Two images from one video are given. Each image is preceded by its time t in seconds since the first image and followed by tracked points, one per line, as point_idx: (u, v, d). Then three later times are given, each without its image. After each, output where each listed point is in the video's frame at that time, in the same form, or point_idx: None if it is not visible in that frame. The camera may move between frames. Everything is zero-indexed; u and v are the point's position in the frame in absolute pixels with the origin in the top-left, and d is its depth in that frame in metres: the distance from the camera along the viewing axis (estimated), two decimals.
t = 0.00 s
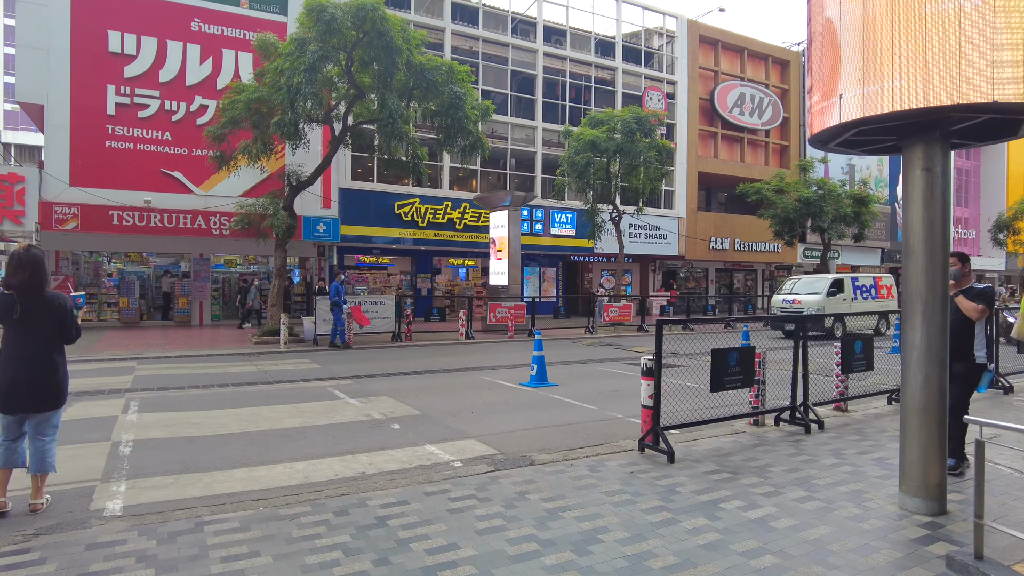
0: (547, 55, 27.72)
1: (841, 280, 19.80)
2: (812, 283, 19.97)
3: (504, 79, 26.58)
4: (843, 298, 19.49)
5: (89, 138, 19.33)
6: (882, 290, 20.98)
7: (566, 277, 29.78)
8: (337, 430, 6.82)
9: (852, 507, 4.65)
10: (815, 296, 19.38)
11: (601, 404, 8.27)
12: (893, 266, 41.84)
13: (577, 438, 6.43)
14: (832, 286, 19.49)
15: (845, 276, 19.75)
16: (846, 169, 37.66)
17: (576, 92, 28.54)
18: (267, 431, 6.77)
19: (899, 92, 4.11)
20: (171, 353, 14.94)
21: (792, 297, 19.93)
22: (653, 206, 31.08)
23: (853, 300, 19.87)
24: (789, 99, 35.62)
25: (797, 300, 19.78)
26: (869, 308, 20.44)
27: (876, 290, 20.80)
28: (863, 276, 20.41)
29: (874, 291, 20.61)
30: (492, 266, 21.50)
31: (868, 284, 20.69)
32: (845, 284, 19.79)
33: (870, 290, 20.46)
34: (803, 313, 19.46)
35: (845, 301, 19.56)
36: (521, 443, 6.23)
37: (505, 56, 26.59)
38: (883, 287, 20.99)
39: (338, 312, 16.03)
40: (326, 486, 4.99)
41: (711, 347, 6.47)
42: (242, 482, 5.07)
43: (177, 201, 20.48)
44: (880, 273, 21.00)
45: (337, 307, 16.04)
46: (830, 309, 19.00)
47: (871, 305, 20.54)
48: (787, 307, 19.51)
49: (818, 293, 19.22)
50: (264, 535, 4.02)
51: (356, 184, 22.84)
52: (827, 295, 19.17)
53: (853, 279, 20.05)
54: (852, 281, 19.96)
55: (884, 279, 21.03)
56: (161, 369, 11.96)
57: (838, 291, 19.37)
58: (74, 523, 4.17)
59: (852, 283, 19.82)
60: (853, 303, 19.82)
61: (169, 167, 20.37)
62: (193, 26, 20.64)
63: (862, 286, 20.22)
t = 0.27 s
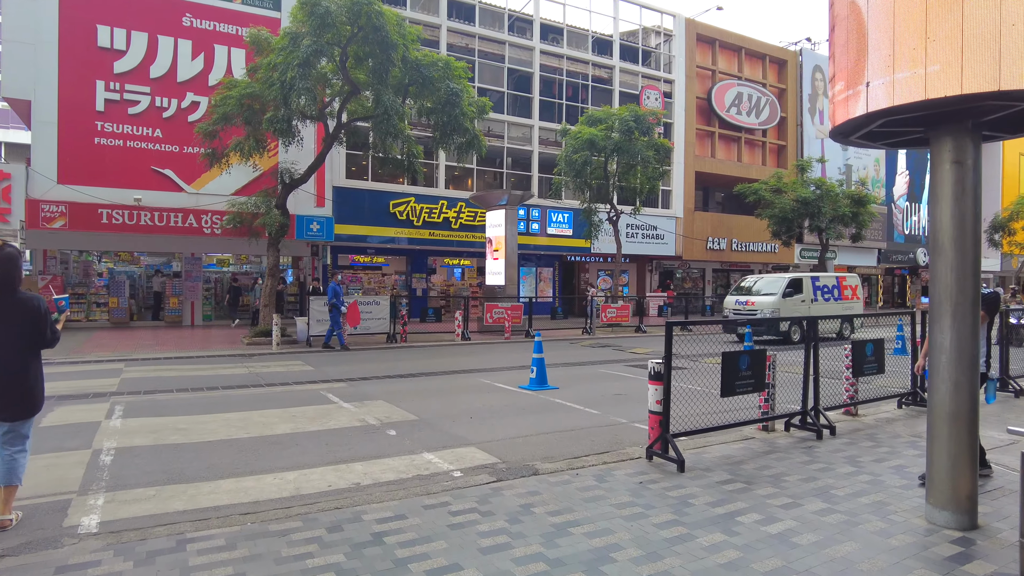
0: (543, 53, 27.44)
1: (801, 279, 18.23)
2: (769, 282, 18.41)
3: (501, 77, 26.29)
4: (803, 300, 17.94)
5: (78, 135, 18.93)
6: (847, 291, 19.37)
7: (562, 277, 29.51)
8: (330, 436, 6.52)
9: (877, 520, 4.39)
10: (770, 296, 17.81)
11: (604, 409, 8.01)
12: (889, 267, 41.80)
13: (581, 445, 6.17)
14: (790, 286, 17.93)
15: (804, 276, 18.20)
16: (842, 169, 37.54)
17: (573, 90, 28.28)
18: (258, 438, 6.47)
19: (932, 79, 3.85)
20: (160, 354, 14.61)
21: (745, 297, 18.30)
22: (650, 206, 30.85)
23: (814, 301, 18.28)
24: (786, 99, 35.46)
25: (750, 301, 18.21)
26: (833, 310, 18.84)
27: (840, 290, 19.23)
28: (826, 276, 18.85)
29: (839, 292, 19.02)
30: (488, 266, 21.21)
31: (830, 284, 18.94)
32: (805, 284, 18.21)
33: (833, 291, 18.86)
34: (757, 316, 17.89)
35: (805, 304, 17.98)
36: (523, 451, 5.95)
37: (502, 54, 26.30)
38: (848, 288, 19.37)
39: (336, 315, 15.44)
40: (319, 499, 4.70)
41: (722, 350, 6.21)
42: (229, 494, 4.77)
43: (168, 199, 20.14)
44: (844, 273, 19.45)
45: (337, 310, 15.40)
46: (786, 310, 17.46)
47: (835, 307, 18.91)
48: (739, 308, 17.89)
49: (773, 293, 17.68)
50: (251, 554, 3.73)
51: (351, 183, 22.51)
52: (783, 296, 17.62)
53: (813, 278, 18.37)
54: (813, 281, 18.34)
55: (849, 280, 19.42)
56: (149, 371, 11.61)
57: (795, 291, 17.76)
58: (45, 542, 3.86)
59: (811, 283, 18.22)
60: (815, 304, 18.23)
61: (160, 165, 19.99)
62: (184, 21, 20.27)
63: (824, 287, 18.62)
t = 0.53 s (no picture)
0: (539, 51, 27.19)
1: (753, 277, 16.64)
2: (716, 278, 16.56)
3: (496, 75, 26.02)
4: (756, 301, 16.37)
5: (64, 131, 18.51)
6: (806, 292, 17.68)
7: (558, 277, 29.27)
8: (321, 440, 6.22)
9: (902, 528, 4.13)
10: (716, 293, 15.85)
11: (606, 410, 7.74)
12: (884, 267, 41.80)
13: (583, 449, 5.89)
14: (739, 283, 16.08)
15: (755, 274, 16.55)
16: (838, 169, 37.43)
17: (569, 89, 28.03)
18: (245, 441, 6.16)
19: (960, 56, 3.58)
20: (149, 355, 14.27)
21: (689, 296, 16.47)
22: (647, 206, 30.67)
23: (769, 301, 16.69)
24: (782, 98, 35.33)
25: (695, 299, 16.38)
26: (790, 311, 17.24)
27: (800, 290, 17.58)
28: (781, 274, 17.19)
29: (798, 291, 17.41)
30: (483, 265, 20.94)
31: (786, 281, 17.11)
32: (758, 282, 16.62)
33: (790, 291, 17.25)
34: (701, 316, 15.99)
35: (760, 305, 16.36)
36: (524, 455, 5.67)
37: (497, 51, 26.03)
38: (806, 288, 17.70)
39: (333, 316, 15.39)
40: (307, 507, 4.39)
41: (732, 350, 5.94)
42: (212, 502, 4.47)
43: (157, 196, 19.75)
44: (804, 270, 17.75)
45: (333, 310, 15.37)
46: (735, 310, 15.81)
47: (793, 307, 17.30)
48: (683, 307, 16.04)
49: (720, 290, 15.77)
50: (232, 570, 3.42)
51: (343, 181, 22.18)
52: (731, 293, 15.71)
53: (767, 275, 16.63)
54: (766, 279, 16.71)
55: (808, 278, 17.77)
56: (135, 373, 11.25)
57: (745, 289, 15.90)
58: (7, 558, 3.54)
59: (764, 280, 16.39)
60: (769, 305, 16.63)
61: (150, 162, 19.60)
62: (174, 15, 19.89)
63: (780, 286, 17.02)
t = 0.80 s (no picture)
0: (535, 48, 26.90)
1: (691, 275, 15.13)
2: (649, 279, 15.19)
3: (491, 72, 25.71)
4: (695, 302, 14.91)
5: (51, 128, 18.10)
6: (756, 294, 16.15)
7: (554, 276, 28.98)
8: (312, 447, 5.91)
9: (933, 543, 3.86)
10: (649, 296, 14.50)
11: (608, 413, 7.46)
12: (881, 265, 41.71)
13: (588, 456, 5.62)
14: (674, 285, 14.78)
15: (697, 273, 15.07)
16: (835, 167, 37.27)
17: (565, 86, 27.74)
18: (231, 448, 5.84)
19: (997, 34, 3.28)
20: (137, 356, 13.93)
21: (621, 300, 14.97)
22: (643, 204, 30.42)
23: (707, 303, 15.11)
24: (779, 96, 35.15)
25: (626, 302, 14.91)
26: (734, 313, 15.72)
27: (747, 290, 16.02)
28: (727, 273, 15.66)
29: (745, 291, 15.83)
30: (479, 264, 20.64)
31: (731, 282, 15.81)
32: (696, 281, 15.11)
33: (736, 292, 15.70)
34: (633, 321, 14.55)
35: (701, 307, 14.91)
36: (526, 463, 5.38)
37: (492, 48, 25.73)
38: (757, 289, 16.18)
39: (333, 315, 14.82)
40: (295, 522, 4.09)
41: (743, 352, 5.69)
42: (193, 516, 4.16)
43: (146, 194, 19.33)
44: (754, 268, 16.22)
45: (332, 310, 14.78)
46: (666, 313, 14.37)
47: (735, 309, 15.71)
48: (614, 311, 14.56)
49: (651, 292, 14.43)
50: None
51: (336, 179, 21.83)
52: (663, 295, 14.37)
53: (709, 275, 15.33)
54: (708, 279, 15.22)
55: (759, 276, 16.24)
56: (120, 375, 10.89)
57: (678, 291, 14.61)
58: None
59: (705, 281, 15.07)
60: (709, 307, 15.13)
61: (139, 159, 19.20)
62: (164, 10, 19.50)
63: (724, 286, 15.52)
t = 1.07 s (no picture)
0: (532, 45, 26.63)
1: (621, 273, 13.82)
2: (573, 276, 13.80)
3: (488, 69, 25.45)
4: (623, 303, 13.57)
5: (39, 124, 17.70)
6: (694, 295, 14.84)
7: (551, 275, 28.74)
8: (308, 453, 5.63)
9: (970, 557, 3.63)
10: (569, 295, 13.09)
11: (615, 416, 7.21)
12: (877, 265, 41.66)
13: (597, 463, 5.36)
14: (598, 282, 13.41)
15: (627, 270, 13.78)
16: (832, 167, 37.16)
17: (562, 84, 27.50)
18: (222, 454, 5.56)
19: None
20: (127, 357, 13.60)
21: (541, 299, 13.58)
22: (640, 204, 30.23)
23: (637, 303, 13.85)
24: (776, 95, 35.04)
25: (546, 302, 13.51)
26: (668, 314, 14.36)
27: (684, 289, 14.71)
28: (662, 271, 14.35)
29: (681, 291, 14.51)
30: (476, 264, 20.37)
31: (668, 279, 14.55)
32: (626, 280, 13.84)
33: (671, 291, 14.43)
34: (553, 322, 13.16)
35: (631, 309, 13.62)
36: (533, 470, 5.12)
37: (489, 45, 25.46)
38: (695, 290, 14.89)
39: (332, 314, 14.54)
40: (289, 536, 3.82)
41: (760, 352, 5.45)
42: (179, 530, 3.88)
43: (137, 192, 18.93)
44: (693, 265, 14.97)
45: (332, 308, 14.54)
46: (588, 314, 12.94)
47: (671, 311, 14.44)
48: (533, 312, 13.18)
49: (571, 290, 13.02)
50: None
51: (331, 177, 21.52)
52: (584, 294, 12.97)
53: (641, 272, 14.05)
54: (640, 277, 13.92)
55: (698, 275, 14.98)
56: (108, 376, 10.56)
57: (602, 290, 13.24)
58: None
59: (636, 280, 13.82)
60: (639, 309, 13.82)
61: (129, 157, 18.81)
62: (155, 4, 19.14)
63: (658, 285, 14.23)
